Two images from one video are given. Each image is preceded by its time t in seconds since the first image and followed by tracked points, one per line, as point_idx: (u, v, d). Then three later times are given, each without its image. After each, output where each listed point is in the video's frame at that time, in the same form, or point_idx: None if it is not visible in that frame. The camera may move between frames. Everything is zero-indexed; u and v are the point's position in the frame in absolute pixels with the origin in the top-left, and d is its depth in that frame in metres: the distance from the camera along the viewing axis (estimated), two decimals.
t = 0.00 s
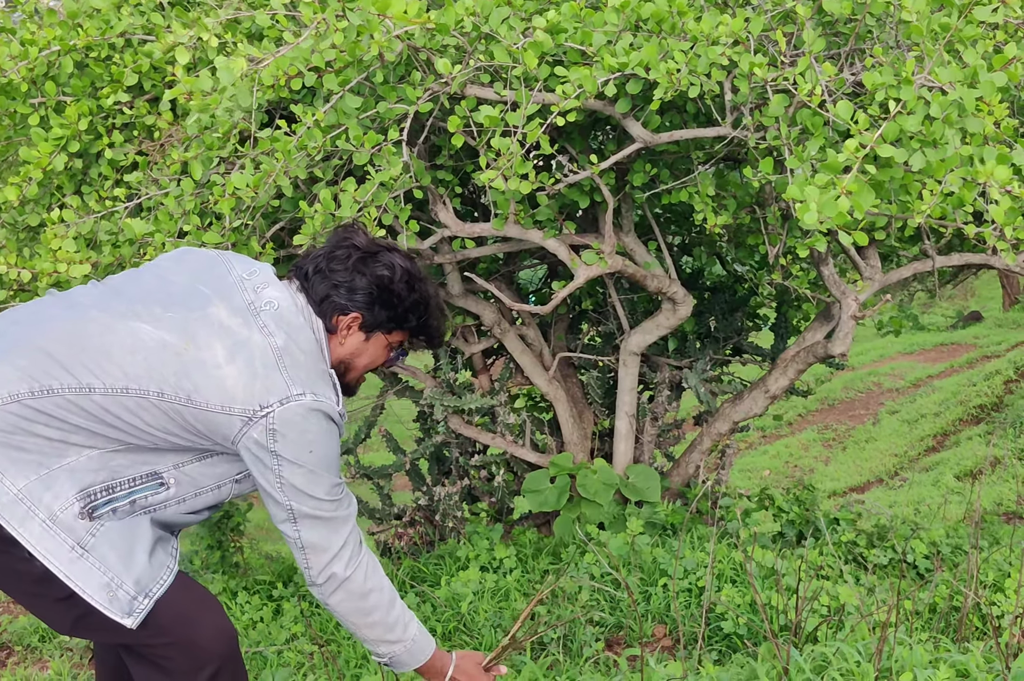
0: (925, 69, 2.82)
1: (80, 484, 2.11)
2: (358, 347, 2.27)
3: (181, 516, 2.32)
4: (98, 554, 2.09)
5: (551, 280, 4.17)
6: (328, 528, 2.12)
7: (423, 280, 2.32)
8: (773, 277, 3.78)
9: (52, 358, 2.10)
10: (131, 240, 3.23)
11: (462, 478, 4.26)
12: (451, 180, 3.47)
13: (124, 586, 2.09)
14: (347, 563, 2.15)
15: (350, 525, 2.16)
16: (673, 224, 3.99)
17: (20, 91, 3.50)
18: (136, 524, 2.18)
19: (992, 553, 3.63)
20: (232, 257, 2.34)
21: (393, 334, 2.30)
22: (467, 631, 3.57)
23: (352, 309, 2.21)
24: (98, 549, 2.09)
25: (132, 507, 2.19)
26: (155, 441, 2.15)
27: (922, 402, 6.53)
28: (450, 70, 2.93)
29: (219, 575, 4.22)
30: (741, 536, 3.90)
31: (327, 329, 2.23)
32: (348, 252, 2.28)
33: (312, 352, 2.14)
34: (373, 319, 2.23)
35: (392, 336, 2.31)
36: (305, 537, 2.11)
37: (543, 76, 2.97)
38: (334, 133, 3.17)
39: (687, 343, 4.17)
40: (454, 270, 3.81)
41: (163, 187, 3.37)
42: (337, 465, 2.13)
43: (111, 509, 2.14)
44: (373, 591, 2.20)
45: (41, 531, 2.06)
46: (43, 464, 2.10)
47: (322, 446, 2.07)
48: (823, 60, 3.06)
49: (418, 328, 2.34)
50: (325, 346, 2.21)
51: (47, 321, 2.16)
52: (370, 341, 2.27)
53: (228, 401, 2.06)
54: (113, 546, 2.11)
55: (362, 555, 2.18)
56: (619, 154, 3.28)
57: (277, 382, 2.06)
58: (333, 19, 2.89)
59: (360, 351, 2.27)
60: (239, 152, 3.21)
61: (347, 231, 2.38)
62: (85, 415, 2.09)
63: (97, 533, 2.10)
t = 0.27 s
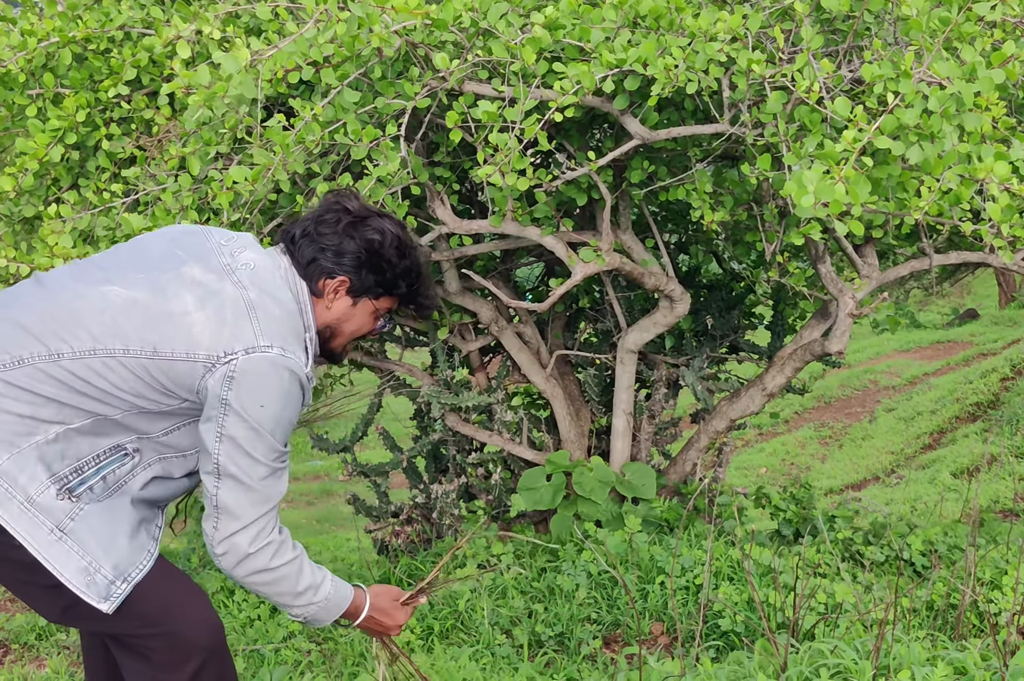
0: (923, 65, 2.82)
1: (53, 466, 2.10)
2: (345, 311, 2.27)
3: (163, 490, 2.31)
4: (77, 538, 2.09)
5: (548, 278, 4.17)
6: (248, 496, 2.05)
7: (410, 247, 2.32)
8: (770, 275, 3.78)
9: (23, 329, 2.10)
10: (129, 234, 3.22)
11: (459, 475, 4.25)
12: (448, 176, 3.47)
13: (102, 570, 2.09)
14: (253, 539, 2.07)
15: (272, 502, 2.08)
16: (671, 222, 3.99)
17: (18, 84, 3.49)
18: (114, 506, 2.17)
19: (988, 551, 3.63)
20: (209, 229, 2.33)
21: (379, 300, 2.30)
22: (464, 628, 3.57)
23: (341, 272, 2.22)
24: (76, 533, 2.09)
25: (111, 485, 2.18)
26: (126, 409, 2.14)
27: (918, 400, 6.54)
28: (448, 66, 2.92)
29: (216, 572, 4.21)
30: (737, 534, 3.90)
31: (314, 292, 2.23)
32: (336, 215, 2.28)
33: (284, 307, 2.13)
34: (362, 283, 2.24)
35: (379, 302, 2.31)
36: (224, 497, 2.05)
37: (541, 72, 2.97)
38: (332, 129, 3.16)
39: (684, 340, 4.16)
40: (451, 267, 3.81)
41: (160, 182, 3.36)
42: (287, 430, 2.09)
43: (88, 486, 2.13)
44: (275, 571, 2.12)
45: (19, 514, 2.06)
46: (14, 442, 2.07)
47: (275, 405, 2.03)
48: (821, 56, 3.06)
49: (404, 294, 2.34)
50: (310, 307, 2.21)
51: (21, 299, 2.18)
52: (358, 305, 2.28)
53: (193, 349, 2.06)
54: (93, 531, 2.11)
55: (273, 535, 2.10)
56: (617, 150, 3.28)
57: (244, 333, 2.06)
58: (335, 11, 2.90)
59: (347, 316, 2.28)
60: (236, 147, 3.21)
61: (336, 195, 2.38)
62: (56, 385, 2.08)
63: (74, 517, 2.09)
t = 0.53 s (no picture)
0: (919, 63, 2.82)
1: (16, 443, 2.07)
2: (276, 184, 2.15)
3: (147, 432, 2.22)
4: (49, 516, 2.07)
5: (544, 275, 4.17)
6: (177, 401, 1.99)
7: (343, 105, 2.15)
8: (767, 272, 3.78)
9: None
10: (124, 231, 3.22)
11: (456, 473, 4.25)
12: (445, 173, 3.47)
13: (79, 547, 2.08)
14: (189, 445, 2.01)
15: (205, 404, 2.02)
16: (667, 218, 3.99)
17: (14, 82, 3.49)
18: (88, 472, 2.12)
19: (985, 548, 3.63)
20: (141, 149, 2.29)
21: (316, 169, 2.16)
22: (461, 626, 3.57)
23: (261, 145, 2.09)
24: (48, 512, 2.07)
25: (82, 444, 2.13)
26: (75, 356, 2.09)
27: (914, 397, 6.54)
28: (444, 62, 2.92)
29: (212, 570, 4.21)
30: (734, 531, 3.90)
31: (240, 169, 2.12)
32: (257, 82, 2.13)
33: (193, 198, 2.06)
34: (285, 154, 2.10)
35: (316, 171, 2.16)
36: (152, 405, 1.99)
37: (537, 69, 2.97)
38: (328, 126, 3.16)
39: (680, 337, 4.16)
40: (447, 264, 3.81)
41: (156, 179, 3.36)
42: (216, 323, 2.01)
43: (56, 457, 2.10)
44: (219, 477, 2.06)
45: None
46: None
47: (187, 299, 1.96)
48: (817, 54, 3.06)
49: (343, 162, 2.18)
50: (233, 189, 2.13)
51: None
52: (289, 181, 2.15)
53: (100, 261, 2.02)
54: (65, 507, 2.08)
55: (212, 439, 2.04)
56: (613, 147, 3.28)
57: (144, 230, 2.00)
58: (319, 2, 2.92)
59: (280, 191, 2.16)
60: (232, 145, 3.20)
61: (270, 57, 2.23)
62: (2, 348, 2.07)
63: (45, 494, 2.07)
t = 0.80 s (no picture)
0: (912, 55, 2.81)
1: None
2: (189, 90, 2.09)
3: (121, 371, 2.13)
4: (46, 482, 2.05)
5: (538, 269, 4.16)
6: (81, 326, 1.91)
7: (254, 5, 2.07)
8: (760, 266, 3.78)
9: None
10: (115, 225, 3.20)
11: (450, 468, 4.24)
12: (437, 167, 3.46)
13: (82, 505, 2.06)
14: (98, 371, 1.92)
15: (113, 326, 1.92)
16: (660, 212, 3.98)
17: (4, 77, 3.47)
18: (72, 426, 2.07)
19: (978, 541, 3.63)
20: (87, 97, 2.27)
21: (230, 73, 2.08)
22: (454, 620, 3.56)
23: (168, 49, 2.03)
24: (43, 477, 2.05)
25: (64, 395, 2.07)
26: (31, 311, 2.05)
27: (908, 390, 6.55)
28: (436, 55, 2.91)
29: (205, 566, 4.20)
30: (728, 525, 3.89)
31: (151, 74, 2.07)
32: None
33: (98, 118, 2.02)
34: (191, 56, 2.04)
35: (229, 75, 2.09)
36: (60, 331, 1.92)
37: (529, 61, 2.96)
38: (320, 120, 3.15)
39: (674, 331, 4.15)
40: (440, 258, 3.80)
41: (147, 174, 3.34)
42: (118, 240, 1.92)
43: (39, 416, 2.06)
44: (137, 396, 1.97)
45: None
46: None
47: (80, 215, 1.89)
48: (810, 46, 3.05)
49: (257, 63, 2.10)
50: (146, 96, 2.09)
51: None
52: (202, 86, 2.09)
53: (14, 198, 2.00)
54: (57, 469, 2.06)
55: (123, 358, 1.94)
56: (606, 140, 3.27)
57: (43, 157, 1.96)
58: None
59: (194, 98, 2.10)
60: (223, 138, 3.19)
61: None
62: None
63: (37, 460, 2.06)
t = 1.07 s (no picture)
0: (908, 51, 2.80)
1: None
2: (137, 59, 1.95)
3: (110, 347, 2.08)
4: (46, 470, 2.00)
5: (531, 265, 4.15)
6: (43, 306, 1.84)
7: None
8: (755, 262, 3.77)
9: None
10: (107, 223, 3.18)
11: (444, 464, 4.23)
12: (431, 163, 3.44)
13: (84, 490, 2.02)
14: (74, 347, 1.85)
15: (76, 301, 1.84)
16: (655, 207, 3.97)
17: None
18: (66, 410, 2.02)
19: (973, 537, 3.63)
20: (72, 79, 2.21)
21: (178, 38, 1.93)
22: (448, 618, 3.54)
23: (111, 18, 1.89)
24: (43, 466, 2.00)
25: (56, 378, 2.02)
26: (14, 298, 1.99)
27: (902, 385, 6.55)
28: (430, 50, 2.89)
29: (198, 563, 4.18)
30: (723, 522, 3.89)
31: (100, 45, 1.94)
32: None
33: (40, 95, 1.94)
34: (133, 23, 1.89)
35: (177, 41, 1.93)
36: (31, 313, 1.86)
37: (524, 57, 2.94)
38: (312, 117, 3.13)
39: (668, 327, 4.14)
40: (433, 255, 3.78)
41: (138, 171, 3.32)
42: (66, 215, 1.84)
43: (33, 404, 2.01)
44: (116, 371, 1.89)
45: None
46: None
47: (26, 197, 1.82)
48: (805, 42, 3.04)
49: (206, 27, 1.93)
50: (97, 67, 1.97)
51: None
52: (150, 55, 1.94)
53: None
54: (57, 456, 2.01)
55: (96, 333, 1.86)
56: (601, 136, 3.25)
57: None
58: None
59: (143, 67, 1.96)
60: (216, 135, 3.17)
61: None
62: None
63: (35, 448, 2.01)
